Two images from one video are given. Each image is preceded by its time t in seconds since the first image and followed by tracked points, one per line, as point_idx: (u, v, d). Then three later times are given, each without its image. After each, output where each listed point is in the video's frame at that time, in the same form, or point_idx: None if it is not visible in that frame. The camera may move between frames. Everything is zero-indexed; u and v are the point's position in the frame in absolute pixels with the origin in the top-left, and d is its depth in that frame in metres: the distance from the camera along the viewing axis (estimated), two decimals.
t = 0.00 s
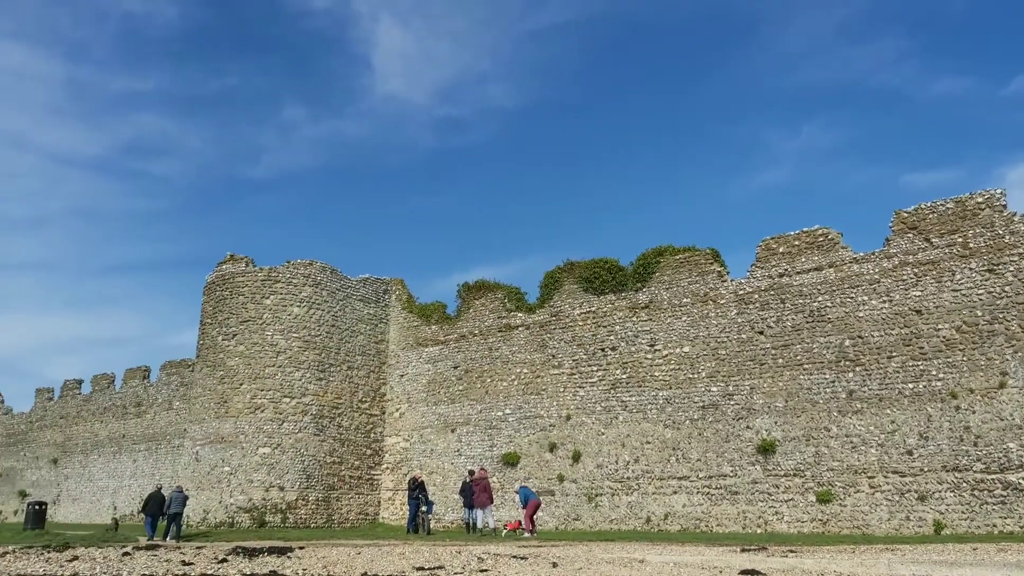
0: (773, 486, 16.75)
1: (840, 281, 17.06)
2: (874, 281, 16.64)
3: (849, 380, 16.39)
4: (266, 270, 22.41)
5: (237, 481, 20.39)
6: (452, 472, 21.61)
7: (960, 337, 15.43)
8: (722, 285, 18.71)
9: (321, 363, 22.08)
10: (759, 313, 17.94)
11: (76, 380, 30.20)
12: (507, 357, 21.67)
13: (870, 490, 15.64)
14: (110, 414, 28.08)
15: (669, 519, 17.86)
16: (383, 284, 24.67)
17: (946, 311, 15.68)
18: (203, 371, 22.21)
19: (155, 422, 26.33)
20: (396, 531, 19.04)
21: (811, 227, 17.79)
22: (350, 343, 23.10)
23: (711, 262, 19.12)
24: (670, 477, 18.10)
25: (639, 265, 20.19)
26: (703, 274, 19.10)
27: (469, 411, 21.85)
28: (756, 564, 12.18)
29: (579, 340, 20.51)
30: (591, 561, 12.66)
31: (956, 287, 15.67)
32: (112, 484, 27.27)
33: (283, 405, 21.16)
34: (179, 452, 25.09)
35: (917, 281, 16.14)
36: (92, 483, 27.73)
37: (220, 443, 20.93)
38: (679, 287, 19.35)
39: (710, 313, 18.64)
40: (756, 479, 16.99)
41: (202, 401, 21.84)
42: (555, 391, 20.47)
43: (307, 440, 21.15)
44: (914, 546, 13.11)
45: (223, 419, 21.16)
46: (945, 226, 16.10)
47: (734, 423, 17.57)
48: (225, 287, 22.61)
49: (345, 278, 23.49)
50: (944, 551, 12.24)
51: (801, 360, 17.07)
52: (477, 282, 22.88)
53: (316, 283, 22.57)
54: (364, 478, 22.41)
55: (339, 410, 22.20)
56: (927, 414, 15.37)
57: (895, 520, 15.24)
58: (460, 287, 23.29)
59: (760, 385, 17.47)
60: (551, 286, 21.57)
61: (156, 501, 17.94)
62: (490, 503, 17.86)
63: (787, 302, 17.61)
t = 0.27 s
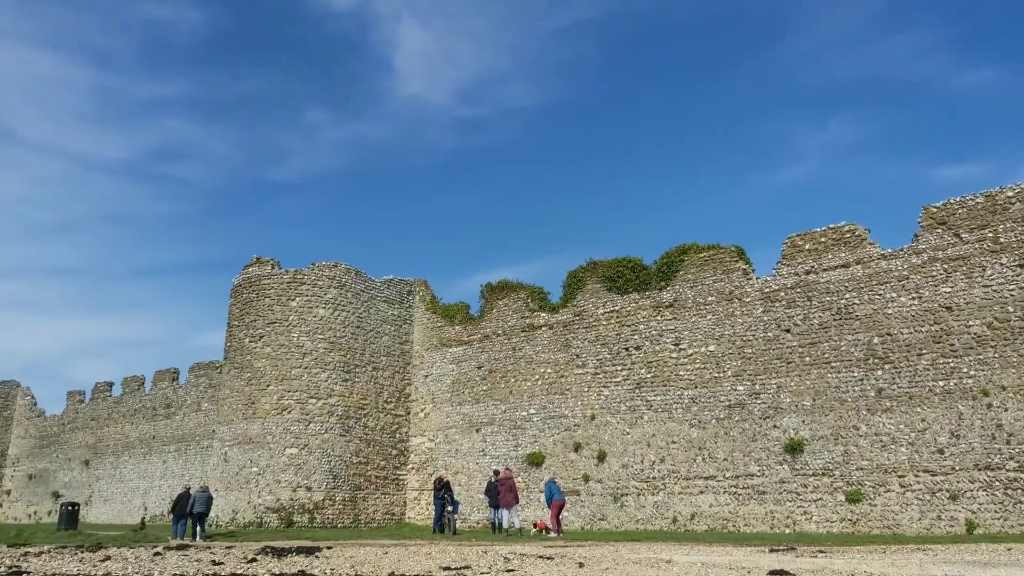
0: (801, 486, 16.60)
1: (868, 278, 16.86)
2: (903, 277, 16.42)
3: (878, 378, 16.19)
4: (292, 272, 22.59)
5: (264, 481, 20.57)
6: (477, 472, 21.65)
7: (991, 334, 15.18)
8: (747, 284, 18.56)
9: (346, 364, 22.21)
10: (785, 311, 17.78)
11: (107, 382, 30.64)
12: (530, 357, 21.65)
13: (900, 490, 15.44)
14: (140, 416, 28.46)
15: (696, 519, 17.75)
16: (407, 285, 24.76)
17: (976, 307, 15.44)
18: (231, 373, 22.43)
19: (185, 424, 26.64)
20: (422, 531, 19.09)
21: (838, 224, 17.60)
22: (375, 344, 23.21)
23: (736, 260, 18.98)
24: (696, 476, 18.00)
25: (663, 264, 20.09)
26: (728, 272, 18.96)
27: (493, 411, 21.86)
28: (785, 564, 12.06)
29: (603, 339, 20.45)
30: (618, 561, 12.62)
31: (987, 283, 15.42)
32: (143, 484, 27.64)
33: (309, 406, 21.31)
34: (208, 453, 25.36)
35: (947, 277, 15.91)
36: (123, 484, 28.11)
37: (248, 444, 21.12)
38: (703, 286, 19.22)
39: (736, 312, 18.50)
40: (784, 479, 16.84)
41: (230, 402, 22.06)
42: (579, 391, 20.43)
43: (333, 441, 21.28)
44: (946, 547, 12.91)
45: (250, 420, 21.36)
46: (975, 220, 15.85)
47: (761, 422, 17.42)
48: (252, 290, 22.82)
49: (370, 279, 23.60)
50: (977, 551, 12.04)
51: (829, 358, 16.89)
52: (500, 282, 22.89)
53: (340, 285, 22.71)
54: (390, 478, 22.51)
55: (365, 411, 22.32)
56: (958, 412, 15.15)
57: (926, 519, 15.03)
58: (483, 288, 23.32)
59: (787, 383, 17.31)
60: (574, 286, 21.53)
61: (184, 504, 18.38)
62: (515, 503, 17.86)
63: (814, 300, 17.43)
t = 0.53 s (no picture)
0: (829, 485, 16.43)
1: (896, 274, 16.65)
2: (932, 273, 16.20)
3: (907, 375, 15.98)
4: (317, 275, 22.76)
5: (292, 481, 20.73)
6: (502, 472, 21.67)
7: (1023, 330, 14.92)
8: (773, 281, 18.40)
9: (371, 365, 22.33)
10: (812, 308, 17.61)
11: (137, 384, 31.06)
12: (554, 356, 21.63)
13: (931, 489, 15.23)
14: (169, 417, 28.82)
15: (723, 519, 17.63)
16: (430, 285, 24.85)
17: (1008, 303, 15.18)
18: (258, 374, 22.64)
19: (213, 425, 26.94)
20: (448, 531, 19.14)
21: (865, 220, 17.41)
22: (400, 345, 23.32)
23: (761, 257, 18.82)
24: (722, 476, 17.87)
25: (687, 262, 19.98)
26: (753, 270, 18.81)
27: (517, 411, 21.87)
28: (814, 564, 11.94)
29: (627, 338, 20.37)
30: (645, 562, 12.56)
31: (1019, 278, 15.16)
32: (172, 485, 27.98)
33: (335, 406, 21.45)
34: (236, 454, 25.61)
35: (977, 272, 15.67)
36: (153, 484, 28.48)
37: (275, 444, 21.30)
38: (728, 284, 19.09)
39: (761, 310, 18.35)
40: (811, 478, 16.68)
41: (257, 403, 22.26)
42: (603, 390, 20.37)
43: (359, 441, 21.40)
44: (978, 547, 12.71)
45: (277, 421, 21.54)
46: (1006, 215, 15.60)
47: (788, 421, 17.27)
48: (278, 292, 23.02)
49: (393, 281, 23.72)
50: (1010, 551, 11.83)
51: (857, 356, 16.70)
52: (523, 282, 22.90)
53: (365, 286, 22.84)
54: (415, 478, 22.60)
55: (390, 411, 22.42)
56: (990, 410, 14.91)
57: (958, 519, 14.81)
58: (506, 288, 23.34)
59: (814, 382, 17.13)
60: (597, 285, 21.48)
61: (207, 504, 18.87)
62: (540, 503, 17.85)
63: (841, 297, 17.25)
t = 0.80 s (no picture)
0: (857, 485, 16.25)
1: (924, 271, 16.43)
2: (961, 269, 15.96)
3: (936, 373, 15.76)
4: (341, 276, 22.89)
5: (318, 481, 20.87)
6: (526, 472, 21.67)
7: None
8: (798, 279, 18.23)
9: (395, 366, 22.43)
10: (838, 306, 17.42)
11: (165, 386, 31.43)
12: (577, 356, 21.58)
13: (962, 488, 15.01)
14: (197, 419, 29.13)
15: (749, 519, 17.49)
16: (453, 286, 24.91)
17: None
18: (284, 375, 22.82)
19: (239, 426, 27.19)
20: (473, 531, 19.17)
21: (891, 216, 17.19)
22: (423, 345, 23.39)
23: (786, 255, 18.65)
24: (748, 476, 17.74)
25: (711, 260, 19.85)
26: (778, 268, 18.65)
27: (541, 412, 21.85)
28: (843, 565, 11.81)
29: (651, 338, 20.28)
30: (671, 562, 12.50)
31: None
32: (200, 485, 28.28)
33: (360, 407, 21.57)
34: (263, 454, 25.83)
35: (1008, 268, 15.41)
36: (182, 485, 28.80)
37: (301, 445, 21.46)
38: (752, 282, 18.94)
39: (787, 308, 18.19)
40: (839, 478, 16.51)
41: (283, 404, 22.44)
42: (627, 390, 20.29)
43: (384, 441, 21.50)
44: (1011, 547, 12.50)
45: (303, 422, 21.70)
46: None
47: (815, 420, 17.10)
48: (302, 294, 23.20)
49: (416, 282, 23.80)
50: None
51: (884, 354, 16.49)
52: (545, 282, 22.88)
53: (388, 287, 22.94)
54: (439, 478, 22.66)
55: (414, 412, 22.50)
56: (1022, 408, 14.66)
57: (989, 519, 14.58)
58: (529, 288, 23.34)
59: (841, 380, 16.95)
60: (620, 285, 21.42)
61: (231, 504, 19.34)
62: (565, 503, 17.79)
63: (868, 294, 17.05)
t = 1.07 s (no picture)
0: (886, 484, 16.07)
1: (952, 267, 16.21)
2: (990, 266, 15.73)
3: (966, 371, 15.53)
4: (364, 278, 23.04)
5: (343, 482, 21.01)
6: (550, 472, 21.66)
7: None
8: (823, 277, 18.06)
9: (419, 367, 22.52)
10: (865, 304, 17.25)
11: (192, 388, 31.81)
12: (600, 356, 21.54)
13: (993, 488, 14.79)
14: (224, 420, 29.45)
15: (776, 519, 17.37)
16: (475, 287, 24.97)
17: None
18: (309, 377, 23.00)
19: (266, 427, 27.45)
20: (498, 531, 19.20)
21: (918, 212, 16.99)
22: (446, 346, 23.48)
23: (810, 253, 18.49)
24: (775, 476, 17.61)
25: (734, 259, 19.73)
26: (802, 265, 18.49)
27: (565, 412, 21.84)
28: (872, 565, 11.69)
29: (674, 337, 20.19)
30: (698, 563, 12.44)
31: None
32: (228, 486, 28.58)
33: (384, 408, 21.69)
34: (289, 455, 26.05)
35: None
36: (210, 485, 29.13)
37: (327, 446, 21.62)
38: (777, 280, 18.80)
39: (812, 306, 18.03)
40: (867, 477, 16.34)
41: (309, 405, 22.63)
42: (651, 390, 20.22)
43: (408, 442, 21.60)
44: None
45: (328, 423, 21.85)
46: None
47: (842, 419, 16.93)
48: (327, 296, 23.37)
49: (439, 283, 23.88)
50: None
51: (913, 352, 16.30)
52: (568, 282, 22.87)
53: (411, 289, 23.04)
54: (464, 478, 22.73)
55: (438, 412, 22.58)
56: None
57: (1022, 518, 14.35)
58: (551, 288, 23.34)
59: (868, 379, 16.77)
60: (643, 284, 21.35)
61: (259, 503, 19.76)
62: (590, 503, 17.74)
63: (895, 291, 16.86)
